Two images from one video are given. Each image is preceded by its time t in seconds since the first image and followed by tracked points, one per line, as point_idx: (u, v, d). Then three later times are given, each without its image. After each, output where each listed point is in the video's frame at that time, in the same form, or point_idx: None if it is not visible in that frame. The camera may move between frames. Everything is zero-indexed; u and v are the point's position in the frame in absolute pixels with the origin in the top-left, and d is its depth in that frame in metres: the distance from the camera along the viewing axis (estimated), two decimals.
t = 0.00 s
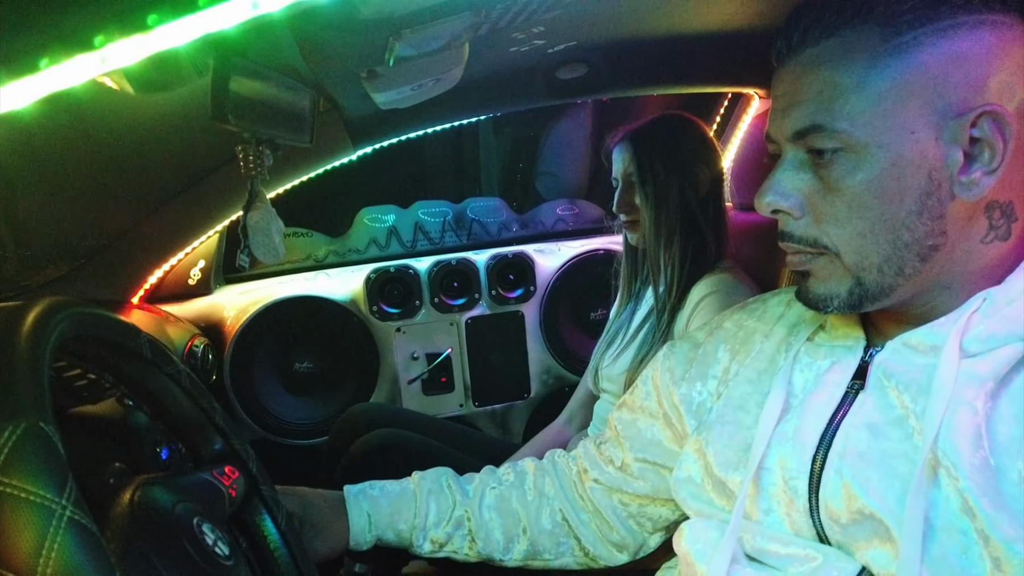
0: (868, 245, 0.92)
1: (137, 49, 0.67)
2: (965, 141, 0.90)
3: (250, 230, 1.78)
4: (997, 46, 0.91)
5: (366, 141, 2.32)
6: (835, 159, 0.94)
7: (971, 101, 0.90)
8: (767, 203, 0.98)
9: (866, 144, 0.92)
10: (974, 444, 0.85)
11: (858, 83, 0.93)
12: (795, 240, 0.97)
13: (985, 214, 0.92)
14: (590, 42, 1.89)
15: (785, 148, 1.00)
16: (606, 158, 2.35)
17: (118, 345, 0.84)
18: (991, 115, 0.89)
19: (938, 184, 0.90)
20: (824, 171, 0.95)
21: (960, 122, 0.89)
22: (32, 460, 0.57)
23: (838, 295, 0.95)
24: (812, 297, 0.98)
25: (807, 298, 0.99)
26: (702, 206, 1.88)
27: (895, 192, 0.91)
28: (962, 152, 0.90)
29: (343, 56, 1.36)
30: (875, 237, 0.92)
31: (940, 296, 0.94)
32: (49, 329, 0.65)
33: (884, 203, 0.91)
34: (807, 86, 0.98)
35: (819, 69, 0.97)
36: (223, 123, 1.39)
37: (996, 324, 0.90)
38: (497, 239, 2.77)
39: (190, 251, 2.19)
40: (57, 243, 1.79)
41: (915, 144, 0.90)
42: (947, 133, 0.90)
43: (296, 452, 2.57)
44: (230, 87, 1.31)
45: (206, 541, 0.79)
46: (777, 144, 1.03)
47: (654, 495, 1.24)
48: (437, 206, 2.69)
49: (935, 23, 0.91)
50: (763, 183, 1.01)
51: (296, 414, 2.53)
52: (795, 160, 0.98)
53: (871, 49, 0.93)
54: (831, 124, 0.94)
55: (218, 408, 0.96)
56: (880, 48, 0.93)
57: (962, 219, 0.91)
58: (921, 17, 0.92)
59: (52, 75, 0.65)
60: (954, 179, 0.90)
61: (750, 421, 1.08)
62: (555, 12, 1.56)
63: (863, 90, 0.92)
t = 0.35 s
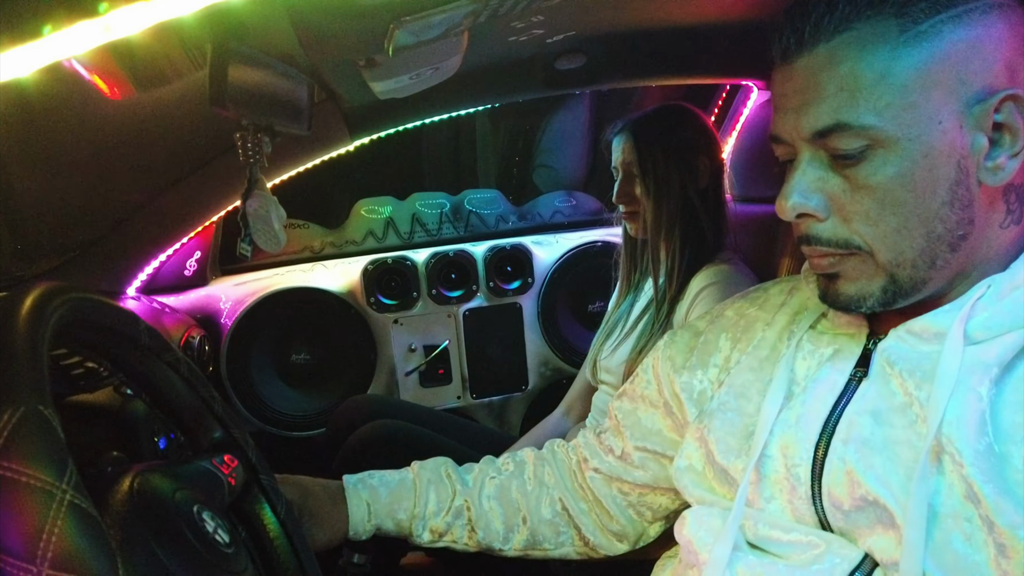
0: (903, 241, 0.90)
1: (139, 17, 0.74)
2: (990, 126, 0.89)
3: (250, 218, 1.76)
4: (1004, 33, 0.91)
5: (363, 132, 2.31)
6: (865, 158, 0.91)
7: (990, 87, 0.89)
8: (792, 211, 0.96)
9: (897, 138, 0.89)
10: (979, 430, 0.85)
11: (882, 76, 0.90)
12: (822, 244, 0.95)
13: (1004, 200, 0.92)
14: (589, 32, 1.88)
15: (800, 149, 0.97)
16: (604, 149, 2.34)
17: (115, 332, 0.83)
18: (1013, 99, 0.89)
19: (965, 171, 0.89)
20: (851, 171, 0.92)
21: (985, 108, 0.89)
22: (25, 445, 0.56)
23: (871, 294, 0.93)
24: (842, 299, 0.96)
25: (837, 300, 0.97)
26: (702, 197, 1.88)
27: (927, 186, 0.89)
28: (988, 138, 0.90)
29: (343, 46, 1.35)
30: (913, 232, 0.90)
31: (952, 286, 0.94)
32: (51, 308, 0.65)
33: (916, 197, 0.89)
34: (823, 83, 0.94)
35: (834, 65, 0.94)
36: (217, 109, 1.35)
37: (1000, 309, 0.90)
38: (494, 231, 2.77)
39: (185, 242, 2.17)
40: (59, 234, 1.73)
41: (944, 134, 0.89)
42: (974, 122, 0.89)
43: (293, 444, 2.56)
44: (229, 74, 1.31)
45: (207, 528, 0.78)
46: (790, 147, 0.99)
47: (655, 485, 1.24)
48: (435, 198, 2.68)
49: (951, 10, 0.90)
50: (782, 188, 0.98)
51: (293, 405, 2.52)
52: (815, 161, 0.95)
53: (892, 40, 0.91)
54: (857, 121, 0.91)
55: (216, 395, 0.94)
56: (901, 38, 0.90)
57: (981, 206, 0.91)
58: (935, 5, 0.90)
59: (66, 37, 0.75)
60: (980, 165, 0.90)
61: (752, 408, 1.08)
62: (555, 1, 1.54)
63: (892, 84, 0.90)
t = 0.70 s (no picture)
0: (915, 256, 0.90)
1: None
2: (993, 131, 0.89)
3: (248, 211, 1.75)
4: (997, 33, 0.90)
5: (361, 126, 2.30)
6: (872, 177, 0.89)
7: (990, 90, 0.88)
8: (800, 231, 0.94)
9: (904, 154, 0.87)
10: (979, 422, 0.86)
11: (885, 93, 0.88)
12: (833, 262, 0.94)
13: (1006, 199, 0.92)
14: (588, 26, 1.88)
15: (802, 170, 0.94)
16: (603, 144, 2.33)
17: (115, 324, 0.82)
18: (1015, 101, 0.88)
19: (974, 179, 0.88)
20: (859, 191, 0.90)
21: (988, 114, 0.88)
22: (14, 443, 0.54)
23: (886, 306, 0.93)
24: (855, 315, 0.95)
25: (849, 315, 0.96)
26: (701, 191, 1.88)
27: (937, 199, 0.88)
28: (993, 143, 0.89)
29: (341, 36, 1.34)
30: (925, 245, 0.89)
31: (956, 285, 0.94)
32: (49, 299, 0.65)
33: (927, 210, 0.88)
34: (823, 103, 0.91)
35: (829, 84, 0.91)
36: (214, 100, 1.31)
37: (998, 299, 0.91)
38: (492, 226, 2.75)
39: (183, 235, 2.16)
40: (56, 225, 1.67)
41: (951, 147, 0.87)
42: (980, 129, 0.88)
43: (291, 438, 2.57)
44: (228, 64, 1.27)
45: (209, 520, 0.77)
46: (791, 166, 0.97)
47: (654, 478, 1.24)
48: (433, 192, 2.67)
49: (943, 17, 0.89)
50: (787, 209, 0.96)
51: (292, 399, 2.53)
52: (819, 181, 0.93)
53: (889, 54, 0.88)
54: (862, 141, 0.88)
55: (216, 388, 0.94)
56: (897, 52, 0.88)
57: (988, 209, 0.91)
58: (929, 13, 0.89)
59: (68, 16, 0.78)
60: (987, 171, 0.89)
61: (751, 400, 1.09)
62: None
63: (895, 100, 0.87)
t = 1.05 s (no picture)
0: (931, 255, 0.90)
1: None
2: (1005, 129, 0.90)
3: (250, 209, 1.74)
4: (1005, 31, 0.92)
5: (359, 123, 2.29)
6: (890, 175, 0.89)
7: (1002, 88, 0.90)
8: (815, 231, 0.93)
9: (923, 152, 0.87)
10: (978, 419, 0.86)
11: (904, 91, 0.88)
12: (848, 263, 0.93)
13: (1013, 197, 0.93)
14: (587, 23, 1.87)
15: (817, 169, 0.94)
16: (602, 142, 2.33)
17: (116, 321, 0.82)
18: None
19: (988, 177, 0.89)
20: (875, 190, 0.90)
21: (1000, 112, 0.89)
22: (21, 435, 0.55)
23: (897, 307, 0.93)
24: (869, 317, 0.95)
25: (861, 317, 0.96)
26: (700, 190, 1.88)
27: (952, 198, 0.88)
28: (1004, 140, 0.90)
29: (339, 34, 1.34)
30: (941, 244, 0.90)
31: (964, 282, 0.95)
32: (51, 296, 0.64)
33: (943, 209, 0.88)
34: (840, 100, 0.91)
35: (846, 80, 0.91)
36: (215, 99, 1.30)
37: (1002, 298, 0.91)
38: (490, 224, 2.75)
39: (180, 232, 2.15)
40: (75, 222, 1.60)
41: (968, 144, 0.88)
42: (991, 127, 0.89)
43: (289, 435, 2.56)
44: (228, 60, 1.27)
45: (209, 517, 0.78)
46: (804, 164, 0.96)
47: (652, 475, 1.24)
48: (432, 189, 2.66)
49: (957, 13, 0.89)
50: (801, 208, 0.95)
51: (290, 397, 2.52)
52: (835, 180, 0.93)
53: (908, 51, 0.88)
54: (881, 139, 0.88)
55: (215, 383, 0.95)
56: (917, 48, 0.88)
57: (998, 206, 0.92)
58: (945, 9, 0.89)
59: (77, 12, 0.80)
60: (999, 168, 0.90)
61: (750, 398, 1.10)
62: None
63: (915, 97, 0.87)
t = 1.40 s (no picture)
0: (908, 262, 0.92)
1: None
2: (970, 137, 0.95)
3: (207, 216, 1.71)
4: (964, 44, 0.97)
5: (325, 129, 2.27)
6: (872, 181, 0.91)
7: (965, 97, 0.95)
8: (797, 242, 0.94)
9: (903, 159, 0.90)
10: (931, 438, 0.88)
11: (884, 98, 0.90)
12: (828, 274, 0.94)
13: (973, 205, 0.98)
14: (555, 33, 1.88)
15: (798, 178, 0.95)
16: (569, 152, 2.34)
17: (63, 329, 0.79)
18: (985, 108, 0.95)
19: (958, 185, 0.93)
20: (856, 199, 0.92)
21: (966, 120, 0.94)
22: None
23: (874, 318, 0.95)
24: (845, 327, 0.97)
25: (837, 329, 0.97)
26: (665, 201, 1.90)
27: (928, 205, 0.91)
28: (969, 148, 0.95)
29: (302, 41, 1.33)
30: (917, 250, 0.92)
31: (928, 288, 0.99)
32: None
33: (920, 216, 0.91)
34: (821, 107, 0.93)
35: (827, 87, 0.93)
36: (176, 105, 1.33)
37: (956, 318, 0.91)
38: (458, 232, 2.73)
39: (138, 238, 2.11)
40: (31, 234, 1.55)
41: (942, 152, 0.91)
42: (958, 136, 0.93)
43: (250, 445, 2.52)
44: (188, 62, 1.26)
45: (156, 533, 0.75)
46: (784, 174, 0.97)
47: (614, 487, 1.25)
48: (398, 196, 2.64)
49: (927, 25, 0.93)
50: (783, 218, 0.96)
51: (252, 407, 2.48)
52: (816, 188, 0.94)
53: (887, 59, 0.91)
54: (863, 146, 0.90)
55: (169, 397, 0.90)
56: (895, 56, 0.91)
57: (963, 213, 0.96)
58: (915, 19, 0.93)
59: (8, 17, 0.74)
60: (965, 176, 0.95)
61: (710, 412, 1.11)
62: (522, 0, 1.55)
63: (894, 105, 0.90)
